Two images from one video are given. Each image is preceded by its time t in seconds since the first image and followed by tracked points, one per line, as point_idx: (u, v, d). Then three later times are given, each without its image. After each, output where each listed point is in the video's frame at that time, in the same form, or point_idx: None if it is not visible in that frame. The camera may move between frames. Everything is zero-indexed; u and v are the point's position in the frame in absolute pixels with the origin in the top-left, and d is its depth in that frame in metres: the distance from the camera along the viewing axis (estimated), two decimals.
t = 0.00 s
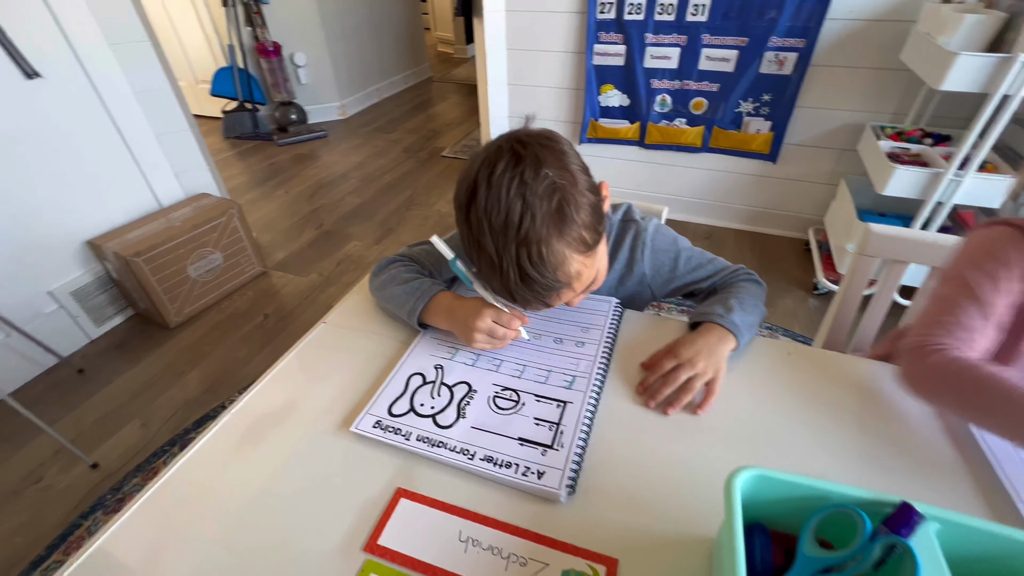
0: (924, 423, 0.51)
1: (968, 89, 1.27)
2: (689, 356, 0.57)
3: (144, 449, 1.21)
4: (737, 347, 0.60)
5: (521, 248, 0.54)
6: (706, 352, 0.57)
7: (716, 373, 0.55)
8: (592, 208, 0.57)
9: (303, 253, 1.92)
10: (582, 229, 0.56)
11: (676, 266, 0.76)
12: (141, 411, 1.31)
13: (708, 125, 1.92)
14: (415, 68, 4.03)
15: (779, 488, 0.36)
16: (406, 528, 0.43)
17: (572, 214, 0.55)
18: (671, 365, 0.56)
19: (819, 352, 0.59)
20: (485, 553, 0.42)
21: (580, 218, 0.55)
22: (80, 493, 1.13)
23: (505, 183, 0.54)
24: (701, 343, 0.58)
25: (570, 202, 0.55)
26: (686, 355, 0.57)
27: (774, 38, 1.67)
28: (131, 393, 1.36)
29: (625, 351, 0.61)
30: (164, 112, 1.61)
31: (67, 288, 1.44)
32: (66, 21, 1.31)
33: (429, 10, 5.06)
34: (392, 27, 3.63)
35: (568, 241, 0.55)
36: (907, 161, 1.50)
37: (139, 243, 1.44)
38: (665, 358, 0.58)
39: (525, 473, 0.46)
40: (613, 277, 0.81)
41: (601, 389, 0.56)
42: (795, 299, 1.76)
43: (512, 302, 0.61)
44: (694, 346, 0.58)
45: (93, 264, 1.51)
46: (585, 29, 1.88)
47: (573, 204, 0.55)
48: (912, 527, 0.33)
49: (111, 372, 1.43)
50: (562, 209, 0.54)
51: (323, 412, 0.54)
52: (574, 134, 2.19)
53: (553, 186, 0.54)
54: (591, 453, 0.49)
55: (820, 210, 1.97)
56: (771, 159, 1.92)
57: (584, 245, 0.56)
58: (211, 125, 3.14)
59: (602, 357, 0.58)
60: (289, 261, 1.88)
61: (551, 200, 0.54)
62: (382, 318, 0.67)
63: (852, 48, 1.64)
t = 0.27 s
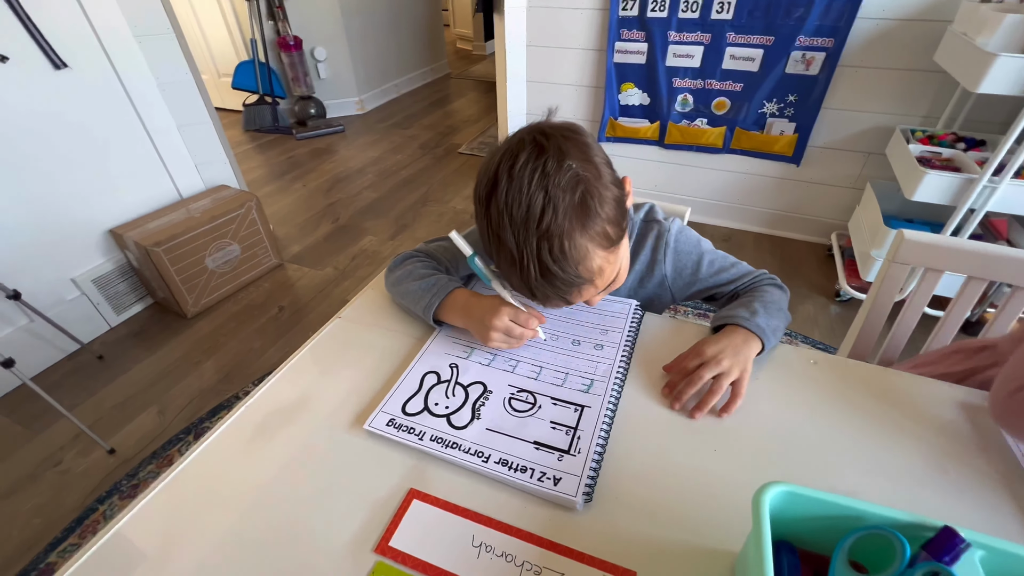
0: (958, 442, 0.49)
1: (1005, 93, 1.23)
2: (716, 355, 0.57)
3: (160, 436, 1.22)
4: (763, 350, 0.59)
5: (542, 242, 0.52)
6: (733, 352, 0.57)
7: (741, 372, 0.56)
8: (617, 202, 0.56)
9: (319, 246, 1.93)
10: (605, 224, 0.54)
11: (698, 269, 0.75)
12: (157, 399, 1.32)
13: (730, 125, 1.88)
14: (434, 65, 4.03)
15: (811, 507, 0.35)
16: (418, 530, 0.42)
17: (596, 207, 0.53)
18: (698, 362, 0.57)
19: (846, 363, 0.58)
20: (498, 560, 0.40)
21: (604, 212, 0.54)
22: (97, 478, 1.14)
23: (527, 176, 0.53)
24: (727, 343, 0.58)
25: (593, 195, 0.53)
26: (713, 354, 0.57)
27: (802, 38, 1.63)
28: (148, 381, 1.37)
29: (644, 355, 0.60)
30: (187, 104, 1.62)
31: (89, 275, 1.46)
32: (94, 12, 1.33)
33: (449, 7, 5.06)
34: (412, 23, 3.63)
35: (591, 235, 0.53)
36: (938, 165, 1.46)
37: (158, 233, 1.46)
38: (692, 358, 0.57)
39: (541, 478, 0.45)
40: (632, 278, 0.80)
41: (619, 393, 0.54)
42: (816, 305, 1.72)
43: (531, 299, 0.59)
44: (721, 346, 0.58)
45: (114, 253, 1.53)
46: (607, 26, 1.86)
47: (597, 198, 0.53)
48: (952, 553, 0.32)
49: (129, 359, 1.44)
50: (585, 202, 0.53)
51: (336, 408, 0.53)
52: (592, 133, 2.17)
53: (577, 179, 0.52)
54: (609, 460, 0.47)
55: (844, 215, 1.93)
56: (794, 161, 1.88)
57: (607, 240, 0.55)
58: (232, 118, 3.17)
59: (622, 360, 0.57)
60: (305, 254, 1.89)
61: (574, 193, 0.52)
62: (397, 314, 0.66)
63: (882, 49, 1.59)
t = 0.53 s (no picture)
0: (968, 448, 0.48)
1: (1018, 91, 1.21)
2: (723, 344, 0.56)
3: (158, 427, 1.22)
4: (769, 347, 0.58)
5: (546, 234, 0.51)
6: (739, 343, 0.56)
7: (748, 366, 0.54)
8: (623, 195, 0.54)
9: (321, 239, 1.92)
10: (611, 216, 0.53)
11: (705, 265, 0.74)
12: (156, 390, 1.31)
13: (737, 122, 1.86)
14: (438, 59, 4.01)
15: (821, 509, 0.34)
16: (414, 528, 0.41)
17: (602, 199, 0.52)
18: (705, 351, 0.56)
19: (855, 364, 0.57)
20: (496, 559, 0.39)
21: (610, 204, 0.52)
22: (94, 468, 1.13)
23: (531, 166, 0.51)
24: (734, 334, 0.57)
25: (599, 187, 0.52)
26: (720, 343, 0.56)
27: (811, 33, 1.61)
28: (146, 372, 1.36)
29: (648, 351, 0.58)
30: (189, 93, 1.60)
31: (87, 265, 1.45)
32: None
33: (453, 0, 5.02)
34: (417, 16, 3.61)
35: (596, 228, 0.52)
36: (948, 164, 1.44)
37: (158, 223, 1.45)
38: (702, 349, 0.56)
39: (541, 476, 0.44)
40: (638, 272, 0.79)
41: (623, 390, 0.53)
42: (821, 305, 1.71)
43: (533, 294, 0.58)
44: (727, 336, 0.57)
45: (114, 242, 1.52)
46: (613, 20, 1.84)
47: (603, 189, 0.52)
48: (970, 560, 0.31)
49: (128, 349, 1.43)
50: (591, 194, 0.51)
51: (333, 400, 0.52)
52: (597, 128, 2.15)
53: (583, 169, 0.51)
54: (612, 458, 0.46)
55: (850, 214, 1.91)
56: (800, 159, 1.86)
57: (612, 233, 0.53)
58: (234, 109, 3.16)
59: (626, 356, 0.56)
60: (306, 246, 1.88)
61: (580, 184, 0.51)
62: (397, 307, 0.65)
63: (893, 45, 1.57)
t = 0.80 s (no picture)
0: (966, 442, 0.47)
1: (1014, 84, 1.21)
2: (721, 335, 0.55)
3: (143, 421, 1.19)
4: (765, 342, 0.57)
5: (540, 226, 0.49)
6: (737, 334, 0.55)
7: (746, 358, 0.53)
8: (618, 184, 0.53)
9: (311, 231, 1.89)
10: (606, 207, 0.51)
11: (701, 254, 0.73)
12: (141, 383, 1.29)
13: (732, 115, 1.85)
14: (431, 50, 3.97)
15: (820, 504, 0.33)
16: (401, 525, 0.40)
17: (596, 189, 0.50)
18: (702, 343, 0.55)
19: (853, 357, 0.56)
20: (486, 557, 0.38)
21: (605, 194, 0.51)
22: (78, 463, 1.11)
23: (523, 156, 0.50)
24: (731, 325, 0.57)
25: (594, 176, 0.50)
26: (718, 334, 0.55)
27: (807, 25, 1.60)
28: (132, 365, 1.34)
29: (643, 344, 0.57)
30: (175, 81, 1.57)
31: (70, 256, 1.42)
32: None
33: None
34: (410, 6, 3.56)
35: (591, 219, 0.51)
36: (942, 159, 1.44)
37: (143, 214, 1.41)
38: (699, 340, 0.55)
39: (533, 471, 0.42)
40: (633, 262, 0.78)
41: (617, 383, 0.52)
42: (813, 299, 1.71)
43: (527, 287, 0.57)
44: (725, 327, 0.56)
45: (98, 234, 1.49)
46: (608, 10, 1.81)
47: (598, 179, 0.50)
48: (975, 557, 0.30)
49: (113, 342, 1.41)
50: (585, 184, 0.50)
51: (318, 394, 0.50)
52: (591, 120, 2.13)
53: (577, 158, 0.49)
54: (606, 452, 0.45)
55: (843, 208, 1.91)
56: (795, 153, 1.85)
57: (607, 223, 0.52)
58: (224, 99, 3.11)
59: (620, 348, 0.55)
60: (296, 239, 1.85)
61: (574, 174, 0.49)
62: (386, 298, 0.63)
63: (889, 38, 1.56)
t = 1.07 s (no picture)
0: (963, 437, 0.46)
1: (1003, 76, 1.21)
2: (712, 333, 0.53)
3: (124, 419, 1.16)
4: (757, 338, 0.55)
5: (529, 221, 0.48)
6: (729, 330, 0.54)
7: (737, 355, 0.52)
8: (612, 181, 0.51)
9: (297, 224, 1.86)
10: (598, 204, 0.50)
11: (693, 237, 0.73)
12: (121, 380, 1.25)
13: (723, 107, 1.84)
14: (419, 40, 3.91)
15: (819, 503, 0.32)
16: (385, 527, 0.38)
17: (589, 185, 0.48)
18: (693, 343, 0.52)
19: (849, 349, 0.55)
20: (475, 560, 0.36)
21: (598, 190, 0.49)
22: (55, 463, 1.08)
23: (516, 146, 0.47)
24: (722, 322, 0.55)
25: (587, 172, 0.48)
26: (709, 331, 0.53)
27: (798, 15, 1.59)
28: (112, 361, 1.30)
29: (635, 338, 0.56)
30: (153, 68, 1.52)
31: (45, 249, 1.38)
32: None
33: None
34: None
35: (581, 216, 0.49)
36: (930, 151, 1.44)
37: (121, 206, 1.37)
38: (686, 339, 0.53)
39: (523, 470, 0.41)
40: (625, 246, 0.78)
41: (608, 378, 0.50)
42: (803, 291, 1.71)
43: (512, 280, 0.55)
44: (716, 324, 0.54)
45: (74, 226, 1.44)
46: None
47: (592, 174, 0.49)
48: (979, 556, 0.29)
49: (93, 338, 1.37)
50: (578, 180, 0.48)
51: (299, 390, 0.49)
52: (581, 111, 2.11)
53: (572, 153, 0.47)
54: (598, 449, 0.44)
55: (832, 201, 1.91)
56: (785, 146, 1.85)
57: (598, 221, 0.51)
58: (206, 89, 3.04)
59: (612, 342, 0.53)
60: (282, 231, 1.81)
61: (568, 168, 0.47)
62: (370, 291, 0.61)
63: (880, 29, 1.56)
